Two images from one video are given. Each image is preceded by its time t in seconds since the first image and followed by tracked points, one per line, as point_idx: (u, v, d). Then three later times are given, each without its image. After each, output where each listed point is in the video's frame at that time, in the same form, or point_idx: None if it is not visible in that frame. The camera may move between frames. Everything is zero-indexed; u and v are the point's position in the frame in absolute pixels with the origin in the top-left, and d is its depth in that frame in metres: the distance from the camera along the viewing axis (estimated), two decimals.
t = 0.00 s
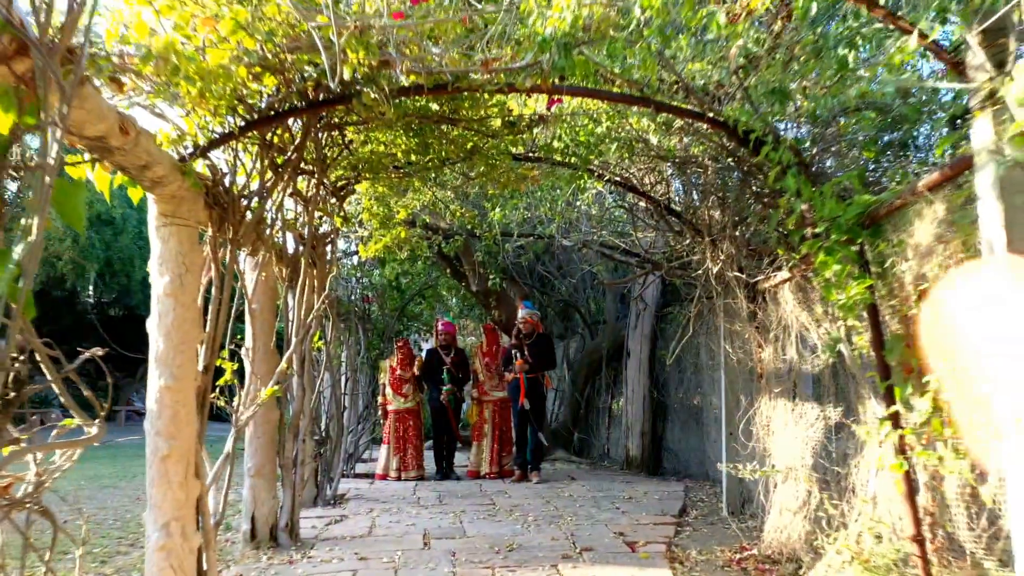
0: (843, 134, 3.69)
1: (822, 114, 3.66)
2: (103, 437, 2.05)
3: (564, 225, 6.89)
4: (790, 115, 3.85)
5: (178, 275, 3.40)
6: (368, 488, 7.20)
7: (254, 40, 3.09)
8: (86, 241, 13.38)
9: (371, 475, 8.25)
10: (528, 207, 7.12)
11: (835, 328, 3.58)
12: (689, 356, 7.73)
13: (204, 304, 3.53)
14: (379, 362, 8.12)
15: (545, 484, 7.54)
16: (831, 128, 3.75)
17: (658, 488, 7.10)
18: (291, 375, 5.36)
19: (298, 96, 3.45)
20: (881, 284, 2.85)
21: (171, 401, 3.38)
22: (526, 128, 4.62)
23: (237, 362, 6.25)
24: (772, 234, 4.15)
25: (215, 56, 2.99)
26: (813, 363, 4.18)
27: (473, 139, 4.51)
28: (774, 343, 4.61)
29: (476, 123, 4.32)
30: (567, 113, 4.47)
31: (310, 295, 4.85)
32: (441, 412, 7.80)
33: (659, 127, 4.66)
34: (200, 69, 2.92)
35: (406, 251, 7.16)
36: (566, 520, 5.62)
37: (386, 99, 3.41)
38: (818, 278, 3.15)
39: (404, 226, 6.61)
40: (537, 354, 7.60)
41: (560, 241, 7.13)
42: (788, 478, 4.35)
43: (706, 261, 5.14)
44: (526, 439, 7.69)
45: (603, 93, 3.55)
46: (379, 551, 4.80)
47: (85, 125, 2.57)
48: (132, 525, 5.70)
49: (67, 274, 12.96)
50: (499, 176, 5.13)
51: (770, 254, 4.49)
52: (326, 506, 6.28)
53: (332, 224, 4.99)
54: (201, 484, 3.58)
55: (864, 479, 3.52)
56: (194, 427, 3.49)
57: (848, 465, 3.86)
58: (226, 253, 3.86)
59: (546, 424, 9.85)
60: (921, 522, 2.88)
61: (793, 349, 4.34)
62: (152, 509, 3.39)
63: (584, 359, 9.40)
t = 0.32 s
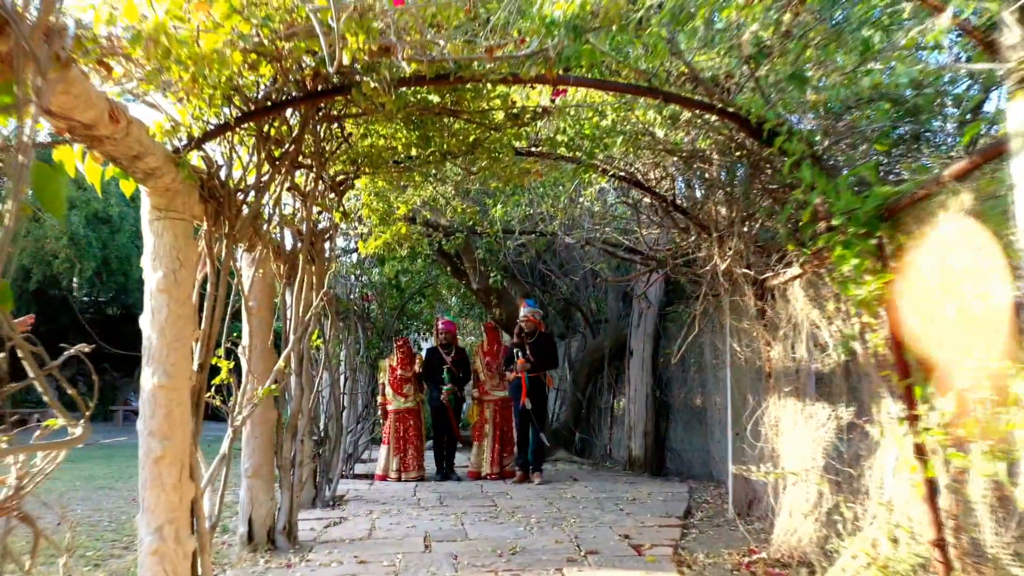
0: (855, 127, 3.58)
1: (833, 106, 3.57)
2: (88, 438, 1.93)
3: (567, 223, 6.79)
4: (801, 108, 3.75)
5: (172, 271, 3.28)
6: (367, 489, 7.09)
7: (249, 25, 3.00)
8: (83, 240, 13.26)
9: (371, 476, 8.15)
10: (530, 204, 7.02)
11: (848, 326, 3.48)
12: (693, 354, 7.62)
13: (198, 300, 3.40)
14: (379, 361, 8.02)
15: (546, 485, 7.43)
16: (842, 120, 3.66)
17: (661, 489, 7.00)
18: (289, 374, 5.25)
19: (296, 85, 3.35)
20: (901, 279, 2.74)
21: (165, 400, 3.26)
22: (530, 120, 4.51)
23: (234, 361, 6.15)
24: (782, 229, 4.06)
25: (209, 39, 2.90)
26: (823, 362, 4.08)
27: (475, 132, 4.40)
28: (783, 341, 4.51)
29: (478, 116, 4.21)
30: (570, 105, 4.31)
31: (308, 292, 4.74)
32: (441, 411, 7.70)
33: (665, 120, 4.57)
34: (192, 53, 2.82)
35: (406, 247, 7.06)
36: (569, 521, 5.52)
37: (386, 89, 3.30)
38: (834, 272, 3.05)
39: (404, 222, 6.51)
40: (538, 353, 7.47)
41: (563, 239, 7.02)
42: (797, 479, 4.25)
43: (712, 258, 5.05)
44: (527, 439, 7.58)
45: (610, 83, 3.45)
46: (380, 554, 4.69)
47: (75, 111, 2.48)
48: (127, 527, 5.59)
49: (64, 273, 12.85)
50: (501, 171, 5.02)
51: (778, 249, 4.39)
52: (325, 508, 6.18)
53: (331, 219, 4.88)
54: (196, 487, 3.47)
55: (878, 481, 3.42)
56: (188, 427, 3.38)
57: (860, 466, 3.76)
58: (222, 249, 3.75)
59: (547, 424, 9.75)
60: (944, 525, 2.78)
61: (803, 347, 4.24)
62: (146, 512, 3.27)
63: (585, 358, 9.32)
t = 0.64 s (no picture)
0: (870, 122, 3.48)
1: (849, 99, 3.46)
2: (73, 445, 1.81)
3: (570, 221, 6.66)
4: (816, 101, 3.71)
5: (167, 269, 3.14)
6: (367, 492, 6.98)
7: (245, 11, 2.93)
8: (80, 239, 13.11)
9: (371, 478, 8.04)
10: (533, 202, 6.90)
11: (863, 326, 3.38)
12: (698, 355, 7.52)
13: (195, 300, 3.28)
14: (379, 362, 7.91)
15: (549, 487, 7.33)
16: (857, 115, 3.56)
17: (666, 492, 6.90)
18: (287, 375, 5.13)
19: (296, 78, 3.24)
20: (924, 277, 2.64)
21: (160, 403, 3.14)
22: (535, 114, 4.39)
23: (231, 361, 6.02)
24: (795, 227, 3.95)
25: (204, 26, 2.81)
26: (837, 363, 3.97)
27: (480, 127, 4.28)
28: (793, 341, 4.40)
29: (483, 111, 4.11)
30: (576, 100, 4.22)
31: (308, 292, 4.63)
32: (442, 413, 7.59)
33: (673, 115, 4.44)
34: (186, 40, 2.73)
35: (407, 245, 6.94)
36: (573, 525, 5.41)
37: (388, 82, 3.20)
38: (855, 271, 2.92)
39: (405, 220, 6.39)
40: (541, 354, 7.36)
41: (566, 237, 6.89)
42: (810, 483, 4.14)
43: (721, 257, 4.93)
44: (530, 441, 7.47)
45: (617, 76, 3.34)
46: (381, 560, 4.59)
47: (61, 101, 2.38)
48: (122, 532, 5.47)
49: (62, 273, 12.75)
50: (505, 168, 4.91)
51: (789, 248, 4.29)
52: (325, 511, 6.06)
53: (331, 217, 4.77)
54: (191, 492, 3.35)
55: (895, 486, 3.32)
56: (183, 431, 3.26)
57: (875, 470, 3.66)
58: (218, 246, 3.63)
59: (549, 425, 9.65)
60: (969, 534, 2.68)
61: (816, 347, 4.13)
62: (139, 519, 3.16)
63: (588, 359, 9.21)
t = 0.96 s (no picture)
0: (883, 115, 3.38)
1: (861, 92, 3.36)
2: (46, 454, 1.75)
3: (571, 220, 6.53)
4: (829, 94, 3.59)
5: (157, 267, 3.01)
6: (365, 495, 6.86)
7: None
8: (74, 238, 12.93)
9: (368, 480, 7.92)
10: (533, 200, 6.77)
11: (876, 325, 3.27)
12: (700, 356, 7.41)
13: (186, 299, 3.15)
14: (377, 362, 7.78)
15: (549, 490, 7.21)
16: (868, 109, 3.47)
17: (669, 495, 6.78)
18: (283, 376, 5.00)
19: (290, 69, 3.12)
20: (946, 274, 2.54)
21: (148, 406, 3.01)
22: (538, 108, 4.27)
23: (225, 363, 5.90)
24: (805, 224, 3.84)
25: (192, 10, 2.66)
26: (847, 364, 3.87)
27: (481, 121, 4.16)
28: (802, 341, 4.29)
29: (485, 105, 3.99)
30: (580, 93, 4.12)
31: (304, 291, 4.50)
32: (441, 414, 7.48)
33: (679, 110, 4.32)
34: (174, 26, 2.59)
35: (405, 244, 6.82)
36: (575, 530, 5.30)
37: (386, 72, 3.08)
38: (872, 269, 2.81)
39: (403, 217, 6.26)
40: (542, 354, 7.24)
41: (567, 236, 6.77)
42: (820, 487, 4.03)
43: (728, 255, 4.82)
44: (530, 443, 7.35)
45: (624, 68, 3.22)
46: (379, 565, 4.47)
47: (40, 90, 2.27)
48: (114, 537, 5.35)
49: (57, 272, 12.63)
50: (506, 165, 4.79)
51: (797, 246, 4.18)
52: (322, 514, 5.95)
53: (328, 214, 4.66)
54: (181, 498, 3.22)
55: (910, 491, 3.21)
56: (173, 434, 3.13)
57: (887, 474, 3.54)
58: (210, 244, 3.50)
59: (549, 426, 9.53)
60: (992, 542, 2.57)
61: (825, 348, 4.02)
62: (127, 527, 3.03)
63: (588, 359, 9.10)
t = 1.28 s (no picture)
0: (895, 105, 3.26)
1: (871, 82, 3.23)
2: None
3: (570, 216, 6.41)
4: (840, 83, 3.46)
5: (141, 261, 2.88)
6: (360, 496, 6.72)
7: None
8: (68, 237, 12.72)
9: (364, 482, 7.78)
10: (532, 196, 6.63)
11: (888, 323, 3.14)
12: (701, 355, 7.30)
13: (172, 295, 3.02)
14: (372, 361, 7.65)
15: (548, 491, 7.08)
16: (877, 100, 3.35)
17: (670, 496, 6.66)
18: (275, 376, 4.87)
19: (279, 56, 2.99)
20: (965, 269, 2.44)
21: (132, 406, 2.88)
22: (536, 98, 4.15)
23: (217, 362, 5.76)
24: (812, 218, 3.72)
25: None
26: (855, 363, 3.75)
27: (479, 113, 4.04)
28: (808, 339, 4.17)
29: (483, 97, 3.87)
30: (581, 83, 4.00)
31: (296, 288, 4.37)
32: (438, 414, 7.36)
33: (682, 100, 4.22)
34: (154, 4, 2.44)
35: (401, 240, 6.68)
36: (575, 533, 5.17)
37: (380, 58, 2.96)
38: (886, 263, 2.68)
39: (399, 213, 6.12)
40: (541, 353, 7.12)
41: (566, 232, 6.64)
42: (827, 489, 3.91)
43: (731, 252, 4.70)
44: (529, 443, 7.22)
45: (627, 55, 3.10)
46: (373, 570, 4.35)
47: (12, 72, 2.16)
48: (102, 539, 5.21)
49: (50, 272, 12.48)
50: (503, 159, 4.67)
51: (803, 241, 4.06)
52: (315, 517, 5.82)
53: (322, 208, 4.54)
54: (167, 501, 3.09)
55: (923, 495, 3.09)
56: (158, 435, 3.00)
57: (897, 477, 3.43)
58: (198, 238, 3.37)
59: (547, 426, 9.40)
60: (1013, 548, 2.45)
61: (832, 346, 3.90)
62: (109, 531, 2.90)
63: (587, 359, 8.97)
